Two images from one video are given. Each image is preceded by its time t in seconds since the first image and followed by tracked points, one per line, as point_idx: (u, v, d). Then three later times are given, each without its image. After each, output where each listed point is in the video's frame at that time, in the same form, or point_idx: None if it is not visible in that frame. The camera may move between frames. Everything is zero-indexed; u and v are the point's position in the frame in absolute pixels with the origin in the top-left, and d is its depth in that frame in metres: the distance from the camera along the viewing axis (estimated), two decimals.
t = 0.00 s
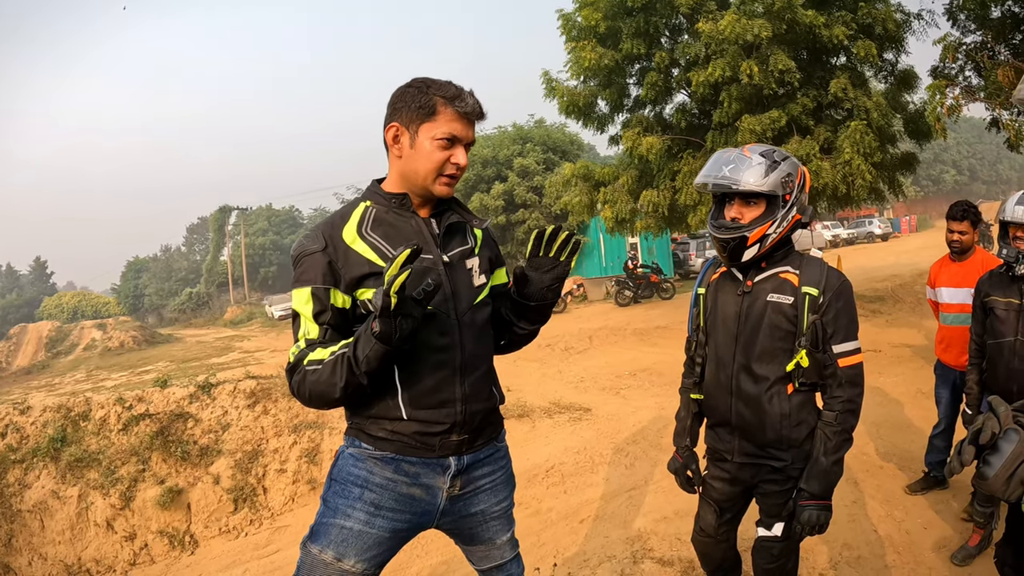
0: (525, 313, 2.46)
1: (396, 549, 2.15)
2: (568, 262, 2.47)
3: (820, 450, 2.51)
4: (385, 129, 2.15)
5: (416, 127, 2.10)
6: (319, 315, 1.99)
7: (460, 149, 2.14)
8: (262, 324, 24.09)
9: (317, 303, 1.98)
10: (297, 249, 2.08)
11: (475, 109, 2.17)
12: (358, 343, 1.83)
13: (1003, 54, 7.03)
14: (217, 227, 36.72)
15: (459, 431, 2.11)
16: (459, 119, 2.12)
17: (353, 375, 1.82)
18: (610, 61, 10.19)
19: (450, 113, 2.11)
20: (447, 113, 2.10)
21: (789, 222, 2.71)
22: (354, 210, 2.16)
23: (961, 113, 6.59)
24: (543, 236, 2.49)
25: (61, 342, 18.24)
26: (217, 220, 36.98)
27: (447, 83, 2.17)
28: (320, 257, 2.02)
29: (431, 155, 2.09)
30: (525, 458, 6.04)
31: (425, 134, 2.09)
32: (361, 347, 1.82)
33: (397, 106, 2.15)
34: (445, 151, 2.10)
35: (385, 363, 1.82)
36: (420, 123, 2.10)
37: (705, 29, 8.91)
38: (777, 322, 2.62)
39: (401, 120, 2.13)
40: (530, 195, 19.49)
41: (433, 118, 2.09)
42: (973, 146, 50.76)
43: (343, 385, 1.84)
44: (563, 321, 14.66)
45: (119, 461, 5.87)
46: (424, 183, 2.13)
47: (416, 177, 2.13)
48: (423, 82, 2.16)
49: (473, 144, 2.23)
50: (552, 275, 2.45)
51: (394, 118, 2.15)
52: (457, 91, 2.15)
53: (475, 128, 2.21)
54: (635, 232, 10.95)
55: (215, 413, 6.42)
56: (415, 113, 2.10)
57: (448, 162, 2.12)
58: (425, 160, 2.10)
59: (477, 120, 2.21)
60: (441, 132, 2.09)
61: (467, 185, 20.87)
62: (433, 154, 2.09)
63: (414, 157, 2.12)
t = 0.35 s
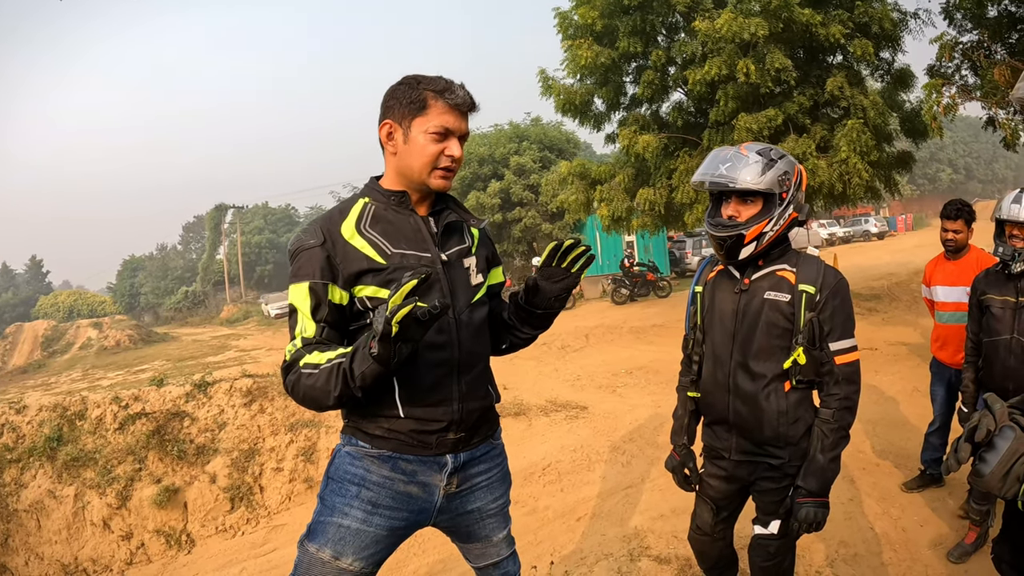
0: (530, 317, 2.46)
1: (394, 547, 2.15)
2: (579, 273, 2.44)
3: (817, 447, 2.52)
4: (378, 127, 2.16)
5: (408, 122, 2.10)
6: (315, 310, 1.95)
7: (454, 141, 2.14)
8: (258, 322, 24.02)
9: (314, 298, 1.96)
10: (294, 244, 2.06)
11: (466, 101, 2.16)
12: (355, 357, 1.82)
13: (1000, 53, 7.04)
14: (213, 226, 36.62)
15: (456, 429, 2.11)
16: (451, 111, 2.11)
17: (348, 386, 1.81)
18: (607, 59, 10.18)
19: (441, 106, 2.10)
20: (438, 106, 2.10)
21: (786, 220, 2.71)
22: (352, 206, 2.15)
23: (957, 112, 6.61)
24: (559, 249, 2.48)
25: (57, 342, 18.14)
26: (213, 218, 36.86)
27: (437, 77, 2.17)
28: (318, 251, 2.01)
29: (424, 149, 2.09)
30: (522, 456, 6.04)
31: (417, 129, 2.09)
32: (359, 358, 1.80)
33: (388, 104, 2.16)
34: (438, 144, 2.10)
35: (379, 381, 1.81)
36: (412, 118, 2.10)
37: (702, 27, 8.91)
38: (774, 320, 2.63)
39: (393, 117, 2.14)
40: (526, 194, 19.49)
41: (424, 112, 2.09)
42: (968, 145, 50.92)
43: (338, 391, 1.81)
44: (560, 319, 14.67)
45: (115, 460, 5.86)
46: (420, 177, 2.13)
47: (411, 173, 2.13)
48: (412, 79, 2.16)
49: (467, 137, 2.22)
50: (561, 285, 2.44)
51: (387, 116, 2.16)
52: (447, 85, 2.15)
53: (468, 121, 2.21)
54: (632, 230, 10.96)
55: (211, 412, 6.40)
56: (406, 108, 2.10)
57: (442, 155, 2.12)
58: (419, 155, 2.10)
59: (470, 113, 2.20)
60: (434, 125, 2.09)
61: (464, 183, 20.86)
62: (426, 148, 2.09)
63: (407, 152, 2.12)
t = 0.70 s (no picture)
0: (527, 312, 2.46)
1: (388, 546, 2.15)
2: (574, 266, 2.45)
3: (813, 445, 2.53)
4: (374, 130, 2.14)
5: (404, 123, 2.09)
6: (313, 307, 1.95)
7: (451, 139, 2.13)
8: (253, 321, 23.94)
9: (311, 295, 1.94)
10: (289, 242, 2.04)
11: (461, 96, 2.16)
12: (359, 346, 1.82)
13: (995, 52, 7.07)
14: (207, 224, 36.48)
15: (451, 428, 2.11)
16: (447, 109, 2.11)
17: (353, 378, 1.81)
18: (603, 57, 10.17)
19: (436, 104, 2.10)
20: (433, 104, 2.09)
21: (781, 218, 2.72)
22: (347, 204, 2.14)
23: (952, 111, 6.64)
24: (552, 241, 2.48)
25: (51, 340, 18.03)
26: (207, 217, 36.72)
27: (428, 74, 2.15)
28: (312, 248, 2.00)
29: (424, 149, 2.09)
30: (518, 455, 6.05)
31: (415, 129, 2.08)
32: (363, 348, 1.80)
33: (382, 104, 2.14)
34: (437, 143, 2.10)
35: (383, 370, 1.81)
36: (408, 118, 2.09)
37: (698, 25, 8.92)
38: (770, 318, 2.64)
39: (389, 119, 2.12)
40: (522, 192, 19.49)
41: (421, 112, 2.08)
42: (962, 143, 51.13)
43: (341, 383, 1.81)
44: (556, 318, 14.68)
45: (110, 460, 5.83)
46: (420, 177, 2.13)
47: (411, 174, 2.13)
48: (403, 77, 2.15)
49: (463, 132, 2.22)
50: (556, 278, 2.44)
51: (381, 118, 2.14)
52: (440, 81, 2.14)
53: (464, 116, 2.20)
54: (627, 228, 10.96)
55: (207, 411, 6.38)
56: (401, 109, 2.09)
57: (442, 154, 2.11)
58: (418, 155, 2.09)
59: (464, 107, 2.19)
60: (431, 124, 2.08)
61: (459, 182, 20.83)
62: (426, 148, 2.08)
63: (406, 153, 2.11)
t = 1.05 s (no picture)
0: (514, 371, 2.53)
1: (387, 545, 2.14)
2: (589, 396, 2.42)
3: (810, 444, 2.54)
4: (373, 126, 2.13)
5: (404, 123, 2.09)
6: (313, 309, 1.92)
7: (451, 140, 2.15)
8: (251, 319, 23.91)
9: (311, 295, 1.92)
10: (288, 242, 2.02)
11: (461, 98, 2.16)
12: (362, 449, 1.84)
13: (993, 52, 7.10)
14: (205, 222, 36.43)
15: (450, 427, 2.11)
16: (448, 110, 2.11)
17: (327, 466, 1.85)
18: (601, 57, 10.17)
19: (437, 105, 2.10)
20: (434, 105, 2.09)
21: (781, 218, 2.73)
22: (345, 204, 2.13)
23: (950, 111, 6.66)
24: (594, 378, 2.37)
25: (48, 339, 17.98)
26: (205, 216, 36.66)
27: (430, 73, 2.14)
28: (312, 248, 1.98)
29: (423, 149, 2.09)
30: (516, 454, 6.05)
31: (415, 129, 2.09)
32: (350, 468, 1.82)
33: (382, 102, 2.14)
34: (436, 144, 2.10)
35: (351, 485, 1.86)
36: (408, 118, 2.09)
37: (697, 24, 8.93)
38: (769, 317, 2.64)
39: (389, 116, 2.12)
40: (520, 191, 19.49)
41: (421, 112, 2.08)
42: (959, 143, 51.25)
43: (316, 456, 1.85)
44: (553, 317, 14.68)
45: (108, 459, 5.82)
46: (417, 177, 2.13)
47: (408, 173, 2.13)
48: (405, 76, 2.14)
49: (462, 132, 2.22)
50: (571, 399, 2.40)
51: (381, 115, 2.13)
52: (442, 81, 2.13)
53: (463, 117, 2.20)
54: (625, 227, 10.98)
55: (204, 410, 6.37)
56: (402, 108, 2.09)
57: (440, 155, 2.12)
58: (417, 155, 2.10)
59: (464, 109, 2.20)
60: (431, 125, 2.08)
61: (457, 181, 20.81)
62: (425, 148, 2.09)
63: (404, 153, 2.11)
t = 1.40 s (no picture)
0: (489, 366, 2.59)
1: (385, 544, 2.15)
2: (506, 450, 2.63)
3: (812, 443, 2.55)
4: (371, 124, 2.14)
5: (402, 117, 2.10)
6: (308, 311, 1.95)
7: (449, 131, 2.15)
8: (250, 319, 23.90)
9: (307, 296, 1.95)
10: (288, 244, 2.04)
11: (457, 90, 2.18)
12: (359, 510, 1.91)
13: (992, 52, 7.10)
14: (204, 222, 36.43)
15: (449, 428, 2.11)
16: (444, 102, 2.13)
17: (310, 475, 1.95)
18: (601, 57, 10.16)
19: (433, 97, 2.12)
20: (430, 97, 2.12)
21: (782, 218, 2.74)
22: (344, 206, 2.13)
23: (950, 110, 6.66)
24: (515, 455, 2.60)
25: (47, 339, 17.96)
26: (205, 215, 36.66)
27: (424, 69, 2.18)
28: (310, 251, 1.99)
29: (421, 141, 2.09)
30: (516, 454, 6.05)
31: (412, 121, 2.09)
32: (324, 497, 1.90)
33: (378, 100, 2.15)
34: (435, 135, 2.11)
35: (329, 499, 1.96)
36: (405, 112, 2.10)
37: (697, 24, 8.93)
38: (770, 317, 2.64)
39: (386, 113, 2.13)
40: (520, 191, 19.50)
41: (418, 105, 2.10)
42: (959, 144, 51.29)
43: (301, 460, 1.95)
44: (553, 317, 14.68)
45: (107, 459, 5.82)
46: (418, 171, 2.12)
47: (408, 167, 2.12)
48: (399, 73, 2.17)
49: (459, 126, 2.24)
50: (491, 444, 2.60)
51: (378, 112, 2.14)
52: (436, 75, 2.16)
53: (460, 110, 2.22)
54: (625, 227, 10.98)
55: (204, 410, 6.37)
56: (399, 103, 2.10)
57: (439, 147, 2.13)
58: (416, 148, 2.10)
59: (460, 102, 2.22)
60: (429, 117, 2.10)
61: (457, 181, 20.80)
62: (423, 140, 2.09)
63: (403, 147, 2.11)
